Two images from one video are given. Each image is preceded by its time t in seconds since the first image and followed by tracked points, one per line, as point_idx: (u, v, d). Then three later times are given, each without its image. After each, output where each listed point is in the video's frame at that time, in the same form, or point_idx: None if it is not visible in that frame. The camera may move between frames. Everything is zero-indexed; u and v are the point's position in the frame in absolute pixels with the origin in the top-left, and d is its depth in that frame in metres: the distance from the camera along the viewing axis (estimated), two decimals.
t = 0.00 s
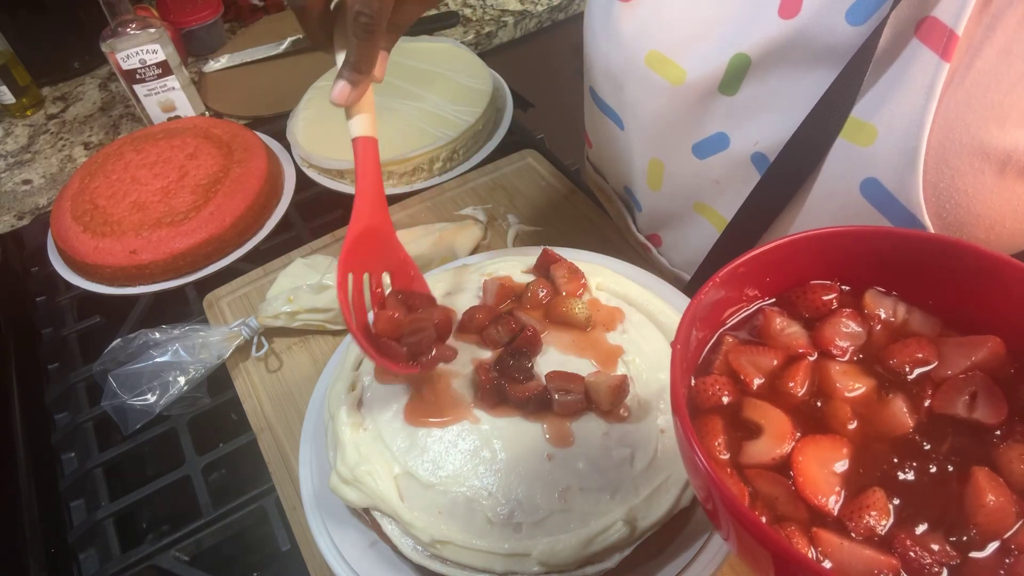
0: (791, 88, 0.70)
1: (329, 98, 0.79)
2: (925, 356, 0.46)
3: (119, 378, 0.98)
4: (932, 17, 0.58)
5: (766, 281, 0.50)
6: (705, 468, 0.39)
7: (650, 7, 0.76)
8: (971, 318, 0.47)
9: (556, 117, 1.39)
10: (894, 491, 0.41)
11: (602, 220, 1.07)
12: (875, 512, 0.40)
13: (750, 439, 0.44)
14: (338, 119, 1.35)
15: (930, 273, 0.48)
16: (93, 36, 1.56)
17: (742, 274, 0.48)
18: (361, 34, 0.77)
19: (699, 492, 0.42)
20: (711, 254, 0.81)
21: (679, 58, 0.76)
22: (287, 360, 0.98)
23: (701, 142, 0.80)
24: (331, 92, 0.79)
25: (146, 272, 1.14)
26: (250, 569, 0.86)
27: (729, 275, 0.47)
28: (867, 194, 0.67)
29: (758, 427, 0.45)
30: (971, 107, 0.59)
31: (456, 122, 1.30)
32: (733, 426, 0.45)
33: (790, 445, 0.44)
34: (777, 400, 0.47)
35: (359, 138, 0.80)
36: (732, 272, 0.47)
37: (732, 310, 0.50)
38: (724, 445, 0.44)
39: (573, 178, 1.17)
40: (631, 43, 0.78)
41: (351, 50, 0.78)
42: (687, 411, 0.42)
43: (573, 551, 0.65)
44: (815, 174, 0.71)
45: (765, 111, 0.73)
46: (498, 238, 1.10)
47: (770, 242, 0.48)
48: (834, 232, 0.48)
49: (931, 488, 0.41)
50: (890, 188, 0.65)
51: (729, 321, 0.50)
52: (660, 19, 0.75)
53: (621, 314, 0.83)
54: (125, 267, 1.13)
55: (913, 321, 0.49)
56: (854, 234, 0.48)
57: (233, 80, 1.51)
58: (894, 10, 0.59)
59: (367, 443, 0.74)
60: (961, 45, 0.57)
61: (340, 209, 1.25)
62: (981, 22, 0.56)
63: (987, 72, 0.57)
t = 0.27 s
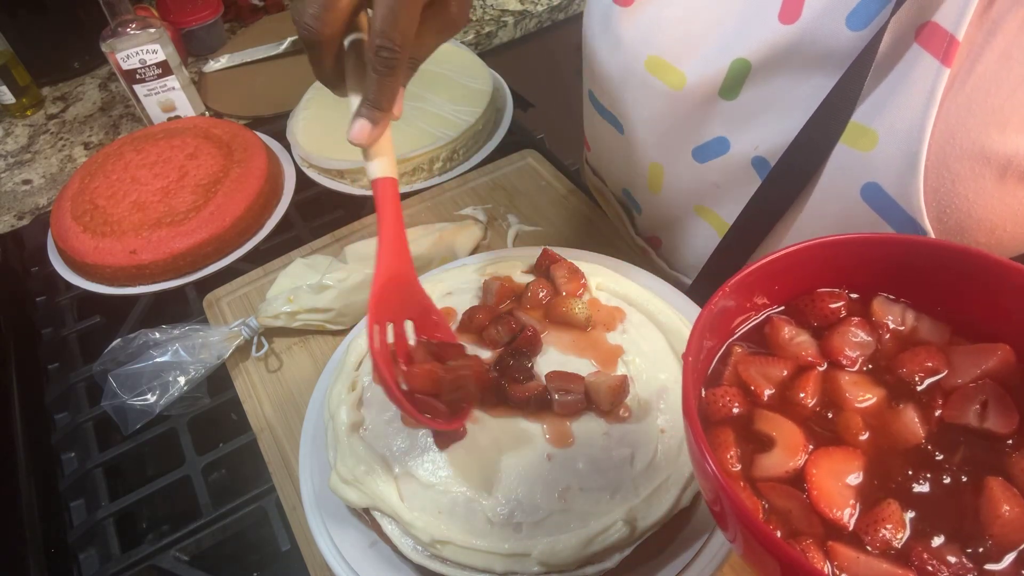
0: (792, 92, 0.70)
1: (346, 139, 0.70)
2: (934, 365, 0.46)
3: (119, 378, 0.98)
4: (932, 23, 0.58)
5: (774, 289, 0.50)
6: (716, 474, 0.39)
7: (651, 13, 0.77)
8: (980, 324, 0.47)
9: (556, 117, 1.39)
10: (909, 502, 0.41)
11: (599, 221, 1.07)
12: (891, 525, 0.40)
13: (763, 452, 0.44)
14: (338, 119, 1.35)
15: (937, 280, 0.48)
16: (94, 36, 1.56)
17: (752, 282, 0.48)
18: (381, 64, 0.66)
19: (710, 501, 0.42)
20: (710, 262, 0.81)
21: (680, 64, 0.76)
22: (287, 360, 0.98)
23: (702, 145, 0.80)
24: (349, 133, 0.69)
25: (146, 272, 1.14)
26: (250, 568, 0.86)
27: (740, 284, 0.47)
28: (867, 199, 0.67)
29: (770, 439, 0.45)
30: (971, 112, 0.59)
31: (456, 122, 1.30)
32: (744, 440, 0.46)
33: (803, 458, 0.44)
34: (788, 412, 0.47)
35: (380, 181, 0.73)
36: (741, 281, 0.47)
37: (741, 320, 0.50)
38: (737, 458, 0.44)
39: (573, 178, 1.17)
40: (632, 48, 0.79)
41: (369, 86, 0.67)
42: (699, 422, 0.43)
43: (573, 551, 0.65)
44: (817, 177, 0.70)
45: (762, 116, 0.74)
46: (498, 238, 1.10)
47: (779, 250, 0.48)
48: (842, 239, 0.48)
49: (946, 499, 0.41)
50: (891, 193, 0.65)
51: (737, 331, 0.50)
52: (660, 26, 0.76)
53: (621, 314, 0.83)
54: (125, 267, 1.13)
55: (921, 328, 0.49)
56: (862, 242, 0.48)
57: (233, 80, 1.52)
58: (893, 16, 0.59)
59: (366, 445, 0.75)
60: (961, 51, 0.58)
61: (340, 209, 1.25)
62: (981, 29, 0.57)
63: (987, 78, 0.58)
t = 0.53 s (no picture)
0: (794, 95, 0.70)
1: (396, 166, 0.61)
2: (946, 371, 0.46)
3: (119, 378, 0.98)
4: (935, 26, 0.58)
5: (785, 295, 0.50)
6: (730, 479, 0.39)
7: (653, 16, 0.77)
8: (992, 329, 0.47)
9: (556, 117, 1.39)
10: (926, 511, 0.41)
11: (600, 221, 1.07)
12: (908, 534, 0.40)
13: (778, 461, 0.44)
14: (338, 120, 1.35)
15: (945, 285, 0.48)
16: (94, 36, 1.56)
17: (763, 289, 0.48)
18: (430, 91, 0.59)
19: (725, 509, 0.42)
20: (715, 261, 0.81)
21: (682, 66, 0.76)
22: (287, 360, 0.98)
23: (704, 148, 0.79)
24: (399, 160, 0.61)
25: (147, 272, 1.14)
26: (250, 568, 0.86)
27: (752, 292, 0.47)
28: (870, 201, 0.67)
29: (785, 448, 0.45)
30: (975, 116, 0.59)
31: (456, 122, 1.29)
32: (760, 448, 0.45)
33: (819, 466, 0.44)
34: (803, 421, 0.47)
35: (431, 210, 0.65)
36: (753, 288, 0.47)
37: (753, 326, 0.50)
38: (752, 467, 0.44)
39: (573, 178, 1.17)
40: (634, 50, 0.80)
41: (417, 112, 0.60)
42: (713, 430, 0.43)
43: (573, 552, 0.65)
44: (821, 179, 0.70)
45: (765, 117, 0.73)
46: (498, 238, 1.10)
47: (789, 257, 0.48)
48: (852, 245, 0.48)
49: (963, 506, 0.41)
50: (894, 194, 0.65)
51: (750, 339, 0.50)
52: (663, 28, 0.76)
53: (622, 314, 0.83)
54: (125, 267, 1.13)
55: (931, 333, 0.49)
56: (871, 248, 0.48)
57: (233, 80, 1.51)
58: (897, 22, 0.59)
59: (367, 444, 0.75)
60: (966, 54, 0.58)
61: (340, 209, 1.26)
62: (985, 32, 0.57)
63: (990, 81, 0.58)
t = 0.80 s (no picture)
0: (797, 95, 0.70)
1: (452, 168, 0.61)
2: (954, 374, 0.46)
3: (119, 378, 0.98)
4: (938, 26, 0.58)
5: (791, 300, 0.49)
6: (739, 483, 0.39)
7: (656, 15, 0.77)
8: (999, 331, 0.47)
9: (556, 118, 1.39)
10: (936, 515, 0.41)
11: (600, 221, 1.07)
12: (918, 539, 0.40)
13: (787, 467, 0.44)
14: (338, 120, 1.35)
15: (950, 288, 0.47)
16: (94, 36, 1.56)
17: (769, 295, 0.48)
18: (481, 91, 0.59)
19: (731, 508, 0.42)
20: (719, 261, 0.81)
21: (685, 65, 0.76)
22: (287, 360, 0.98)
23: (706, 148, 0.79)
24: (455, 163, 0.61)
25: (147, 273, 1.14)
26: (251, 568, 0.87)
27: (757, 297, 0.47)
28: (875, 201, 0.67)
29: (794, 454, 0.45)
30: (977, 116, 0.59)
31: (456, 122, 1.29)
32: (767, 455, 0.45)
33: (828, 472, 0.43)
34: (812, 426, 0.46)
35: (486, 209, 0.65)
36: (758, 294, 0.47)
37: (759, 332, 0.50)
38: (761, 473, 0.44)
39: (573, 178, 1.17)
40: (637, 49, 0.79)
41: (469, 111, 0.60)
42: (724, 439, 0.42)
43: (573, 552, 0.65)
44: (823, 182, 0.70)
45: (766, 119, 0.73)
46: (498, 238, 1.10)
47: (793, 262, 0.48)
48: (857, 250, 0.48)
49: (973, 509, 0.41)
50: (899, 195, 0.64)
51: (756, 344, 0.50)
52: (667, 27, 0.76)
53: (622, 314, 0.83)
54: (125, 267, 1.13)
55: (937, 336, 0.48)
56: (875, 252, 0.48)
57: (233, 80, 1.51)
58: (901, 22, 0.59)
59: (367, 443, 0.75)
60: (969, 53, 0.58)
61: (340, 209, 1.26)
62: (988, 32, 0.57)
63: (994, 81, 0.58)
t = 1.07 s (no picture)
0: (799, 96, 0.70)
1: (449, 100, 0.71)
2: (959, 374, 0.46)
3: (119, 378, 0.98)
4: (942, 27, 0.58)
5: (795, 300, 0.49)
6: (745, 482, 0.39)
7: (660, 15, 0.77)
8: (1003, 331, 0.47)
9: (556, 118, 1.39)
10: (942, 515, 0.41)
11: (601, 222, 1.07)
12: (924, 539, 0.40)
13: (793, 468, 0.44)
14: (339, 120, 1.35)
15: (955, 288, 0.47)
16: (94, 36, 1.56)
17: (773, 296, 0.48)
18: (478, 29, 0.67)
19: (737, 505, 0.42)
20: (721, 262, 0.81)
21: (688, 65, 0.76)
22: (287, 360, 0.98)
23: (708, 148, 0.80)
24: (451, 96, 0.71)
25: (147, 273, 1.14)
26: (250, 568, 0.87)
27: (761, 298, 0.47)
28: (877, 203, 0.67)
29: (800, 455, 0.44)
30: (981, 116, 0.59)
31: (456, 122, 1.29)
32: (773, 456, 0.45)
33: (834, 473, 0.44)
34: (817, 426, 0.47)
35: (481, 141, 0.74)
36: (763, 295, 0.47)
37: (764, 332, 0.50)
38: (766, 473, 0.44)
39: (573, 178, 1.18)
40: (641, 49, 0.80)
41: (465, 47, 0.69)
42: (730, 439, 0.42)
43: (573, 552, 0.65)
44: (824, 183, 0.70)
45: (767, 121, 0.74)
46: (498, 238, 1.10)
47: (797, 262, 0.48)
48: (861, 250, 0.48)
49: (980, 508, 0.41)
50: (901, 195, 0.64)
51: (761, 344, 0.50)
52: (670, 27, 0.76)
53: (622, 313, 0.83)
54: (126, 268, 1.13)
55: (942, 336, 0.48)
56: (880, 252, 0.48)
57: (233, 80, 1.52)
58: (903, 24, 0.59)
59: (367, 444, 0.75)
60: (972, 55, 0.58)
61: (341, 209, 1.26)
62: (993, 32, 0.58)
63: (997, 82, 0.58)
